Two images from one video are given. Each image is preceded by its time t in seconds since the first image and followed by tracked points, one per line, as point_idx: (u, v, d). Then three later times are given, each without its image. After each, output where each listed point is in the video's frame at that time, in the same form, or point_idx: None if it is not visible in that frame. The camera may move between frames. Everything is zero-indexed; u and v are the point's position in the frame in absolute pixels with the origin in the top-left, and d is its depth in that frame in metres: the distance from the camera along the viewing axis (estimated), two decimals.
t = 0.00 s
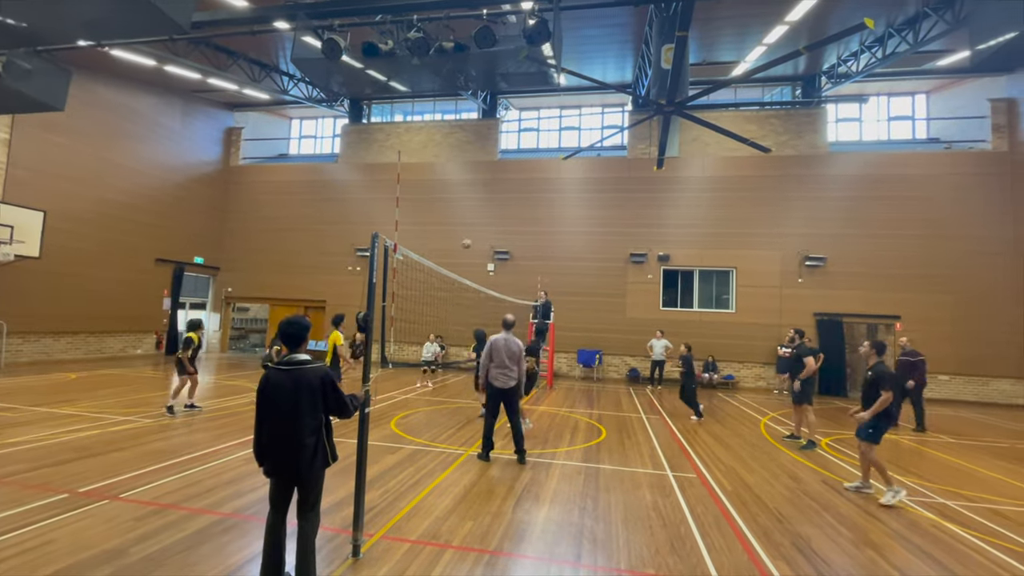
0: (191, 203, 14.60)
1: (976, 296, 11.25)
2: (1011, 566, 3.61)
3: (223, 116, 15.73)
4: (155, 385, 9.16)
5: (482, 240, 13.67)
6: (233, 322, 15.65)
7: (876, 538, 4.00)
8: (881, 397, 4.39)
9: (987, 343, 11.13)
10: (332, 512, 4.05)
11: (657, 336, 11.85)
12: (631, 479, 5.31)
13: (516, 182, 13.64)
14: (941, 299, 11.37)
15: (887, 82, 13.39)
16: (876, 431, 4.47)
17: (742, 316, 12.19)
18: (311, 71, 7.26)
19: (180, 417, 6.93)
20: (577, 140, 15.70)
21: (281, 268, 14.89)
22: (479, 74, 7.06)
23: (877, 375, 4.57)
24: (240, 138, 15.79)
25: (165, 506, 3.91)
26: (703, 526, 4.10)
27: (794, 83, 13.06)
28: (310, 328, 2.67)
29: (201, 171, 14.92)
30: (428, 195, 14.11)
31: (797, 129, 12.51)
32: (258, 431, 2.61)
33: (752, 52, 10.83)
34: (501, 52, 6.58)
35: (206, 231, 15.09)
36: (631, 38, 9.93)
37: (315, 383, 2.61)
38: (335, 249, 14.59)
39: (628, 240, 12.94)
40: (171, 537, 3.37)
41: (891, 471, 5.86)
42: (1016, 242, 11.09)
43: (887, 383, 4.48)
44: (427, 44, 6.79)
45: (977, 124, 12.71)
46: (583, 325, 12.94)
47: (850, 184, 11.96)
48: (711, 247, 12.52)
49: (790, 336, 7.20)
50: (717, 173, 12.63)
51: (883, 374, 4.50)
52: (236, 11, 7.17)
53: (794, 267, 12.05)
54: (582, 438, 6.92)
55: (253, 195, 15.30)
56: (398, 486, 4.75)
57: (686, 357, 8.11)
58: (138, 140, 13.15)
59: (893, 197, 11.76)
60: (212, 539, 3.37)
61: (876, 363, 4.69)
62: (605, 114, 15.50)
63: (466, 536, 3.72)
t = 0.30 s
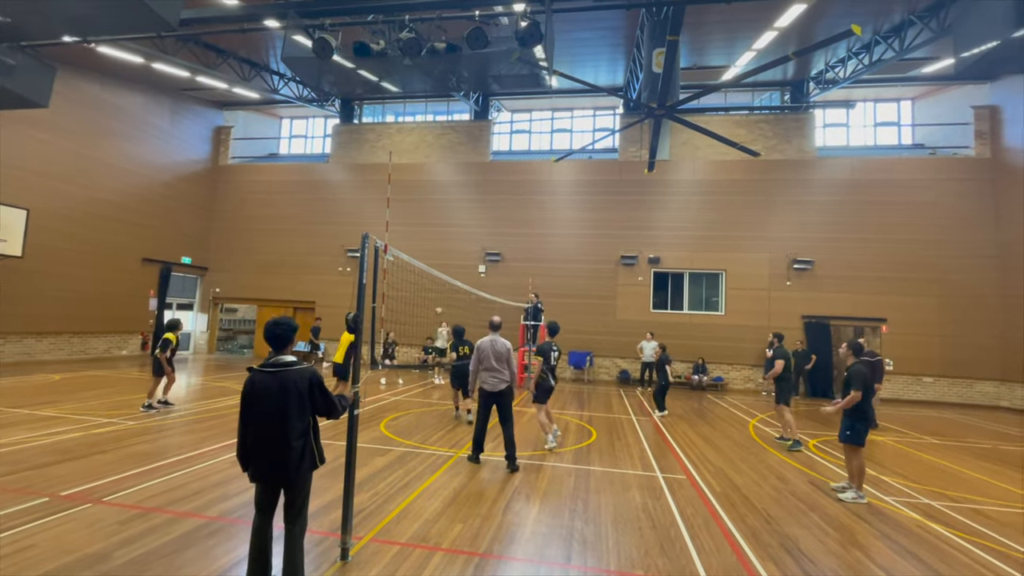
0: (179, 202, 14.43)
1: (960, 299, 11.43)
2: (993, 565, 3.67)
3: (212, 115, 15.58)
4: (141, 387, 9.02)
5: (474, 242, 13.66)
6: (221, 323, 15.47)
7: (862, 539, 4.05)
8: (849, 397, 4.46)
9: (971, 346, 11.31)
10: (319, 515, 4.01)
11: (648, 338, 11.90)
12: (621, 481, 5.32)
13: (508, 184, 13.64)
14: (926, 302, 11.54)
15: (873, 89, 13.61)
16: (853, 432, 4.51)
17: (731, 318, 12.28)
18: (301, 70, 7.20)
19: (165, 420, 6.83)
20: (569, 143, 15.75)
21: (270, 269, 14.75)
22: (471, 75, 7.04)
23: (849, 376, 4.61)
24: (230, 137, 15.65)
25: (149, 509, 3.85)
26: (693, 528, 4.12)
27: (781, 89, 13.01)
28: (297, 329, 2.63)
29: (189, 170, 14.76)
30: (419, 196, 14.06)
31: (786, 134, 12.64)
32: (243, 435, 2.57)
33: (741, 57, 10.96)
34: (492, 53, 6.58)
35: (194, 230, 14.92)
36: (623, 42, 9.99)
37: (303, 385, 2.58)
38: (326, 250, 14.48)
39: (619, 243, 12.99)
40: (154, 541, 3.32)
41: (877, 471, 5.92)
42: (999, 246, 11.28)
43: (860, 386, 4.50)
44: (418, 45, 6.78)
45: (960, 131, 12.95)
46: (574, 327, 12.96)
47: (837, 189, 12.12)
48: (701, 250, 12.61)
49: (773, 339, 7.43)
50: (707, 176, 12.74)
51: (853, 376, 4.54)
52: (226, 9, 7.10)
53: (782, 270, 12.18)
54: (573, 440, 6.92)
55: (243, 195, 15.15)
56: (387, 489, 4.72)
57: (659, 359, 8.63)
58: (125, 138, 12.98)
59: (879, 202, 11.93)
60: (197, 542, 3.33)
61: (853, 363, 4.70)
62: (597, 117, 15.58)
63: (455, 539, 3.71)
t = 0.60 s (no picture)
0: (180, 204, 14.45)
1: (961, 302, 11.42)
2: (996, 570, 3.65)
3: (213, 118, 15.61)
4: (140, 390, 9.02)
5: (474, 244, 13.66)
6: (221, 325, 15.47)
7: (864, 543, 4.03)
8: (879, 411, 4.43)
9: (971, 349, 11.30)
10: (319, 518, 4.00)
11: (648, 342, 11.89)
12: (622, 484, 5.31)
13: (508, 187, 13.66)
14: (927, 305, 11.54)
15: (873, 92, 13.64)
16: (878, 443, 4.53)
17: (731, 321, 12.28)
18: (302, 74, 7.21)
19: (165, 422, 6.83)
20: (569, 146, 15.77)
21: (271, 271, 14.76)
22: (471, 79, 7.07)
23: (869, 389, 4.56)
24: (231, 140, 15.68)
25: (149, 512, 3.85)
26: (694, 531, 4.11)
27: (783, 92, 13.19)
28: (293, 332, 2.63)
29: (190, 172, 14.79)
30: (420, 199, 14.07)
31: (785, 137, 12.66)
32: (239, 439, 2.56)
33: (741, 61, 10.99)
34: (493, 57, 6.60)
35: (195, 233, 14.93)
36: (623, 45, 10.02)
37: (300, 387, 2.59)
38: (326, 253, 14.49)
39: (619, 246, 13.00)
40: (154, 544, 3.31)
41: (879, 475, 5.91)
42: (999, 250, 11.28)
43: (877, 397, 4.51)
44: (419, 49, 6.81)
45: (960, 134, 12.96)
46: (574, 330, 12.95)
47: (837, 192, 12.13)
48: (702, 253, 12.61)
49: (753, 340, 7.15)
50: (707, 179, 12.75)
51: (877, 388, 4.50)
52: (228, 12, 7.11)
53: (783, 274, 12.18)
54: (573, 443, 6.90)
55: (243, 197, 15.16)
56: (387, 492, 4.71)
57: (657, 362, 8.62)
58: (126, 141, 13.00)
59: (879, 205, 11.93)
60: (197, 545, 3.32)
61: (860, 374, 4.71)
62: (597, 120, 15.61)
63: (456, 542, 3.70)
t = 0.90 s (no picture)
0: (180, 207, 14.46)
1: (960, 305, 11.44)
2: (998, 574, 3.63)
3: (214, 122, 15.64)
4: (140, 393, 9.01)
5: (474, 248, 13.67)
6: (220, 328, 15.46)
7: (865, 546, 4.02)
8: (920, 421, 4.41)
9: (971, 353, 11.31)
10: (319, 522, 3.99)
11: (648, 345, 11.89)
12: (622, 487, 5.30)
13: (508, 190, 13.68)
14: (927, 309, 11.54)
15: (871, 96, 13.70)
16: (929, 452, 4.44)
17: (731, 324, 12.29)
18: (304, 78, 7.24)
19: (165, 426, 6.81)
20: (569, 149, 15.81)
21: (270, 274, 14.76)
22: (472, 83, 7.09)
23: (906, 398, 4.53)
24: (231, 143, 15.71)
25: (149, 516, 3.83)
26: (694, 535, 4.10)
27: (782, 96, 13.28)
28: (292, 334, 2.64)
29: (191, 176, 14.80)
30: (420, 203, 14.09)
31: (785, 141, 12.70)
32: (237, 443, 2.55)
33: (739, 65, 11.04)
34: (494, 60, 6.63)
35: (195, 236, 14.93)
36: (623, 49, 10.06)
37: (298, 390, 2.59)
38: (326, 256, 14.49)
39: (619, 249, 13.01)
40: (154, 548, 3.30)
41: (879, 478, 5.89)
42: (999, 253, 11.31)
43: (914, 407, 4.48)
44: (421, 53, 6.83)
45: (959, 138, 13.01)
46: (574, 333, 12.95)
47: (837, 196, 12.15)
48: (702, 256, 12.63)
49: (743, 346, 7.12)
50: (707, 183, 12.78)
51: (915, 398, 4.48)
52: (230, 17, 7.13)
53: (782, 277, 12.20)
54: (573, 446, 6.89)
55: (244, 201, 15.17)
56: (387, 496, 4.69)
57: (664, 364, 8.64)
58: (126, 144, 13.02)
59: (879, 208, 11.96)
60: (197, 549, 3.31)
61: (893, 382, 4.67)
62: (597, 124, 15.67)
63: (456, 546, 3.69)
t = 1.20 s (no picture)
0: (151, 209, 14.05)
1: (925, 308, 11.88)
2: (963, 569, 3.75)
3: (187, 121, 15.27)
4: (107, 401, 8.69)
5: (454, 251, 13.62)
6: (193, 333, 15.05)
7: (837, 544, 4.12)
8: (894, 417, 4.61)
9: (936, 354, 11.75)
10: (295, 531, 3.90)
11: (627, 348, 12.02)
12: (602, 490, 5.33)
13: (488, 194, 13.69)
14: (894, 312, 11.95)
15: (840, 106, 14.16)
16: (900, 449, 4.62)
17: (708, 327, 12.51)
18: (281, 80, 7.13)
19: (134, 434, 6.59)
20: (549, 154, 15.94)
21: (246, 278, 14.45)
22: (453, 86, 7.08)
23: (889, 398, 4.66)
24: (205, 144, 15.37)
25: (116, 529, 3.70)
26: (673, 536, 4.14)
27: (756, 105, 13.62)
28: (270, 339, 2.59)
29: (163, 176, 14.41)
30: (400, 206, 13.98)
31: (759, 148, 13.02)
32: (212, 450, 2.49)
33: (715, 74, 11.28)
34: (475, 65, 6.63)
35: (167, 238, 14.53)
36: (602, 56, 10.20)
37: (274, 395, 2.52)
38: (304, 259, 14.26)
39: (599, 253, 13.13)
40: (121, 562, 3.18)
41: (850, 477, 6.06)
42: (960, 258, 11.80)
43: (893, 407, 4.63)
44: (401, 56, 6.79)
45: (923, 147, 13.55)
46: (555, 337, 13.00)
47: (809, 202, 12.50)
48: (679, 260, 12.84)
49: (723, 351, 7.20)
50: (684, 188, 13.01)
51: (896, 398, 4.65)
52: (203, 16, 6.98)
53: (757, 280, 12.49)
54: (554, 450, 6.91)
55: (218, 202, 14.83)
56: (365, 503, 4.63)
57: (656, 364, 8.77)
58: (94, 143, 12.60)
59: (848, 214, 12.34)
60: (166, 562, 3.20)
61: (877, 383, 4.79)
62: (576, 129, 15.83)
63: (436, 552, 3.65)
